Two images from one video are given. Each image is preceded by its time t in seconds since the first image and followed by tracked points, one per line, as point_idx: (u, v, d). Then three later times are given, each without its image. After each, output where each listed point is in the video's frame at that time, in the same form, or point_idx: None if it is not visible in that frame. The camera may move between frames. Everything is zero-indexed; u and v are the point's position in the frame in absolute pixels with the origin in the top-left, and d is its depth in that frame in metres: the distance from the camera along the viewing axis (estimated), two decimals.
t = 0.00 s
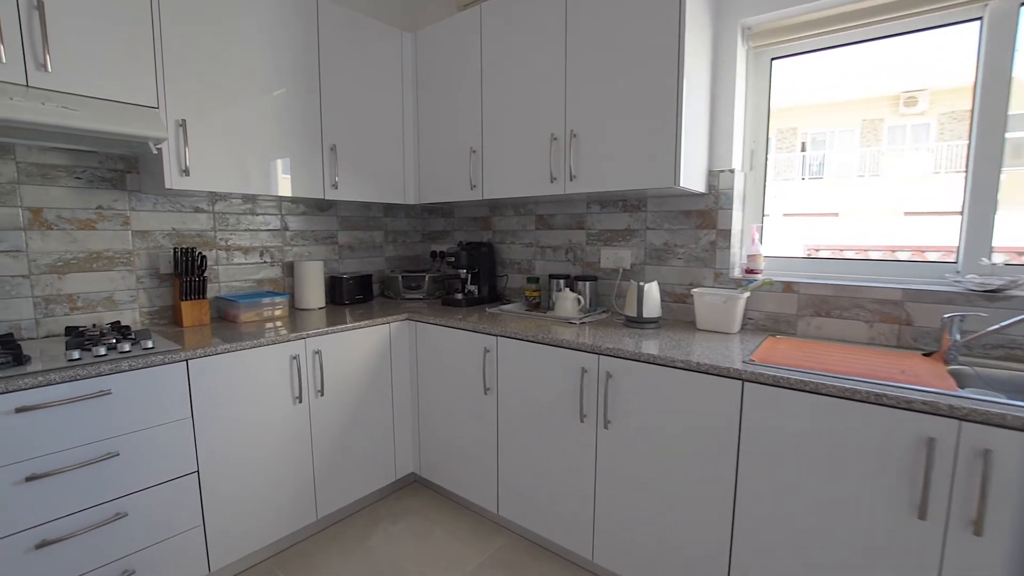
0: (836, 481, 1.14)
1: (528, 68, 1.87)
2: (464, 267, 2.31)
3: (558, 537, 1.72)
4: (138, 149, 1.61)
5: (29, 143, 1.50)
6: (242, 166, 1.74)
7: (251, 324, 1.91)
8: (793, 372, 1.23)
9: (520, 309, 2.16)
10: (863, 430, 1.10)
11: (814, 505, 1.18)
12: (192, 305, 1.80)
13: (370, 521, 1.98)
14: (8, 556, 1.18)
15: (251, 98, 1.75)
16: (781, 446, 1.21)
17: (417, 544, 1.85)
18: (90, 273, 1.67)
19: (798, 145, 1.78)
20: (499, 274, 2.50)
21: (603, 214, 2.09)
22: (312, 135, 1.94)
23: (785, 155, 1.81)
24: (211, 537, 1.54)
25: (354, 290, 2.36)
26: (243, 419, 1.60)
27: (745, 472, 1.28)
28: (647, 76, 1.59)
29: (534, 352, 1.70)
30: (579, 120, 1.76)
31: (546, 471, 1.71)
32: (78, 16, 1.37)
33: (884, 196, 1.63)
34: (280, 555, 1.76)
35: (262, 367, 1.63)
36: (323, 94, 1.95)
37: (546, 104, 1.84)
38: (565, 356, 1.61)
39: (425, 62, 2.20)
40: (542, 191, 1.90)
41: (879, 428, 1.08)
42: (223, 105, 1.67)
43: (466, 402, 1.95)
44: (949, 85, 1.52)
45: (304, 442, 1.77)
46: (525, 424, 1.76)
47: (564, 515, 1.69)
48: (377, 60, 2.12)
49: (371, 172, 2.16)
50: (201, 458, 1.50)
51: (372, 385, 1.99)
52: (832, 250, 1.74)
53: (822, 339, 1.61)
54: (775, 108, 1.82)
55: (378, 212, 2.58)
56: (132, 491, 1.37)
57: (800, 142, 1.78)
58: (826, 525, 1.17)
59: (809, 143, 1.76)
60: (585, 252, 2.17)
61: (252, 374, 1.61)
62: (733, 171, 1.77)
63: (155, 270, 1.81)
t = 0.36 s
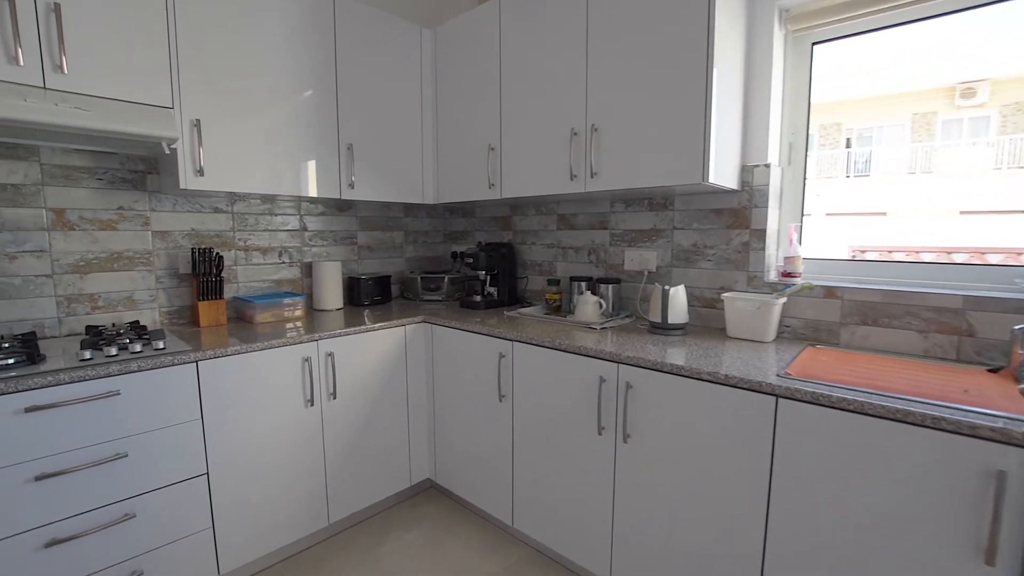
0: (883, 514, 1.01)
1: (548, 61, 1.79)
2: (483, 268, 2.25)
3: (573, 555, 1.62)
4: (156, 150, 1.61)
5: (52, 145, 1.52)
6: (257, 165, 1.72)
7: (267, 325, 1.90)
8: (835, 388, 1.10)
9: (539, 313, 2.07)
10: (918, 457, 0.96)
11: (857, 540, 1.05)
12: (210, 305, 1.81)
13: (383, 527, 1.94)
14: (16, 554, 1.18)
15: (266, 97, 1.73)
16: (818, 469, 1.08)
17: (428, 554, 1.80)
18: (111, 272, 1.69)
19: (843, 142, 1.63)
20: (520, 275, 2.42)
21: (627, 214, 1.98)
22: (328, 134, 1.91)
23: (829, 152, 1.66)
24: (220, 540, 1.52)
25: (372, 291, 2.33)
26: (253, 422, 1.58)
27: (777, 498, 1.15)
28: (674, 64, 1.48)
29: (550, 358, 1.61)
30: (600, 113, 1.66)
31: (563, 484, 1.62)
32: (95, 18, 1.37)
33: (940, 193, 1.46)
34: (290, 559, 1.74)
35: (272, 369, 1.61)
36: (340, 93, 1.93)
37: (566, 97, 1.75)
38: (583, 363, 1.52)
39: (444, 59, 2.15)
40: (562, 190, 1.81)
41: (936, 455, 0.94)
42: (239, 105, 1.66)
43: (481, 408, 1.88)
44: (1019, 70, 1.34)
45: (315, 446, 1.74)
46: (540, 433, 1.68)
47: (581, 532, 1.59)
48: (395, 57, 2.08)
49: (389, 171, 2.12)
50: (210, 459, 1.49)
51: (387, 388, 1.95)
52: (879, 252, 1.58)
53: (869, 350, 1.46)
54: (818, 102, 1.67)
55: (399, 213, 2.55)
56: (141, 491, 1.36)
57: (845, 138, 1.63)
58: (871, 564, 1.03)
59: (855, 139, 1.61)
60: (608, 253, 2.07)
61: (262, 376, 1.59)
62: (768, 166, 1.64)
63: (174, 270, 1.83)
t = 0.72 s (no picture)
0: (930, 550, 0.89)
1: (567, 52, 1.71)
2: (501, 268, 2.19)
3: (588, 571, 1.54)
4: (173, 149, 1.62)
5: (74, 145, 1.54)
6: (271, 164, 1.71)
7: (283, 324, 1.90)
8: (877, 405, 0.98)
9: (558, 315, 2.00)
10: (973, 488, 0.84)
11: None
12: (226, 304, 1.81)
13: (395, 531, 1.91)
14: (28, 548, 1.19)
15: (281, 95, 1.72)
16: (856, 496, 0.97)
17: (439, 561, 1.75)
18: (132, 271, 1.71)
19: (888, 137, 1.49)
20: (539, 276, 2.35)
21: (651, 213, 1.89)
22: (344, 132, 1.89)
23: (872, 149, 1.52)
24: (229, 540, 1.52)
25: (390, 292, 2.31)
26: (263, 423, 1.56)
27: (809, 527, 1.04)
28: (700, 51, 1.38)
29: (564, 364, 1.53)
30: (621, 105, 1.58)
31: (577, 495, 1.55)
32: (112, 18, 1.38)
33: (1001, 191, 1.31)
34: (300, 561, 1.73)
35: (284, 369, 1.59)
36: (356, 91, 1.91)
37: (585, 90, 1.67)
38: (599, 369, 1.43)
39: (463, 54, 2.10)
40: (580, 187, 1.73)
41: (996, 487, 0.82)
42: (253, 104, 1.66)
43: (495, 413, 1.83)
44: None
45: (327, 447, 1.72)
46: (554, 442, 1.61)
47: (595, 548, 1.51)
48: (413, 53, 2.05)
49: (405, 170, 2.09)
50: (220, 459, 1.48)
51: (400, 390, 1.91)
52: (929, 254, 1.44)
53: (916, 362, 1.32)
54: (860, 94, 1.54)
55: (418, 212, 2.52)
56: (151, 490, 1.36)
57: (891, 134, 1.49)
58: None
59: (901, 135, 1.47)
60: (630, 254, 1.97)
61: (273, 376, 1.57)
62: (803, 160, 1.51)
63: (193, 269, 1.84)
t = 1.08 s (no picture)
0: None
1: (587, 43, 1.64)
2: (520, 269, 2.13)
3: None
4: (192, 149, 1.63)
5: (98, 146, 1.57)
6: (287, 163, 1.71)
7: (300, 324, 1.90)
8: (926, 424, 0.87)
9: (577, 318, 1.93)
10: None
11: None
12: (244, 303, 1.82)
13: (408, 536, 1.87)
14: (44, 541, 1.21)
15: (297, 93, 1.71)
16: (900, 525, 0.86)
17: (451, 568, 1.70)
18: (154, 269, 1.73)
19: (939, 133, 1.36)
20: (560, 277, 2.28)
21: (676, 211, 1.79)
22: (361, 130, 1.87)
23: (921, 145, 1.39)
24: (241, 539, 1.51)
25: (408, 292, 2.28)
26: (276, 423, 1.55)
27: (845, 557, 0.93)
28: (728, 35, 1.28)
29: (580, 369, 1.46)
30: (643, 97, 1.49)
31: (593, 508, 1.47)
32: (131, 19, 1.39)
33: None
34: (312, 562, 1.71)
35: (296, 369, 1.58)
36: (373, 89, 1.88)
37: (606, 82, 1.59)
38: (616, 376, 1.36)
39: (482, 49, 2.05)
40: (601, 184, 1.66)
41: None
42: (268, 105, 1.65)
43: (510, 418, 1.77)
44: None
45: (340, 448, 1.70)
46: (570, 450, 1.53)
47: (611, 564, 1.43)
48: (431, 49, 2.01)
49: (423, 168, 2.05)
50: (232, 459, 1.47)
51: (415, 392, 1.88)
52: (985, 256, 1.30)
53: (971, 375, 1.19)
54: (907, 84, 1.41)
55: (438, 211, 2.49)
56: (164, 487, 1.36)
57: (942, 128, 1.36)
58: None
59: (954, 129, 1.34)
60: (654, 254, 1.88)
61: (285, 376, 1.56)
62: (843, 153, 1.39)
63: (213, 268, 1.86)
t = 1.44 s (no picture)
0: None
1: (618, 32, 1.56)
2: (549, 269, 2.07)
3: None
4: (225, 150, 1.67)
5: (139, 148, 1.63)
6: (314, 163, 1.71)
7: (328, 322, 1.91)
8: (1002, 456, 0.75)
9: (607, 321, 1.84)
10: None
11: None
12: (275, 301, 1.85)
13: (431, 539, 1.85)
14: (78, 529, 1.26)
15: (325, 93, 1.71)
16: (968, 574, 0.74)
17: None
18: (190, 267, 1.79)
19: (1019, 121, 1.19)
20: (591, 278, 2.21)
21: (714, 209, 1.69)
22: (388, 129, 1.86)
23: (996, 136, 1.22)
24: (266, 535, 1.53)
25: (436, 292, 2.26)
26: (299, 422, 1.56)
27: None
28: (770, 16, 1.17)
29: (607, 376, 1.39)
30: (677, 87, 1.40)
31: (618, 523, 1.39)
32: (165, 25, 1.42)
33: None
34: (335, 561, 1.72)
35: (320, 369, 1.58)
36: (401, 87, 1.87)
37: (637, 72, 1.51)
38: (644, 386, 1.27)
39: (511, 44, 2.01)
40: (632, 181, 1.57)
41: None
42: (296, 106, 1.66)
43: (535, 424, 1.71)
44: None
45: (363, 449, 1.69)
46: (595, 461, 1.46)
47: None
48: (459, 45, 1.98)
49: (450, 166, 2.03)
50: (256, 456, 1.49)
51: (439, 394, 1.85)
52: None
53: None
54: (982, 65, 1.24)
55: (468, 210, 2.46)
56: (190, 482, 1.39)
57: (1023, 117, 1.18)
58: None
59: None
60: (691, 255, 1.77)
61: (309, 376, 1.56)
62: (903, 144, 1.25)
63: (246, 267, 1.90)
